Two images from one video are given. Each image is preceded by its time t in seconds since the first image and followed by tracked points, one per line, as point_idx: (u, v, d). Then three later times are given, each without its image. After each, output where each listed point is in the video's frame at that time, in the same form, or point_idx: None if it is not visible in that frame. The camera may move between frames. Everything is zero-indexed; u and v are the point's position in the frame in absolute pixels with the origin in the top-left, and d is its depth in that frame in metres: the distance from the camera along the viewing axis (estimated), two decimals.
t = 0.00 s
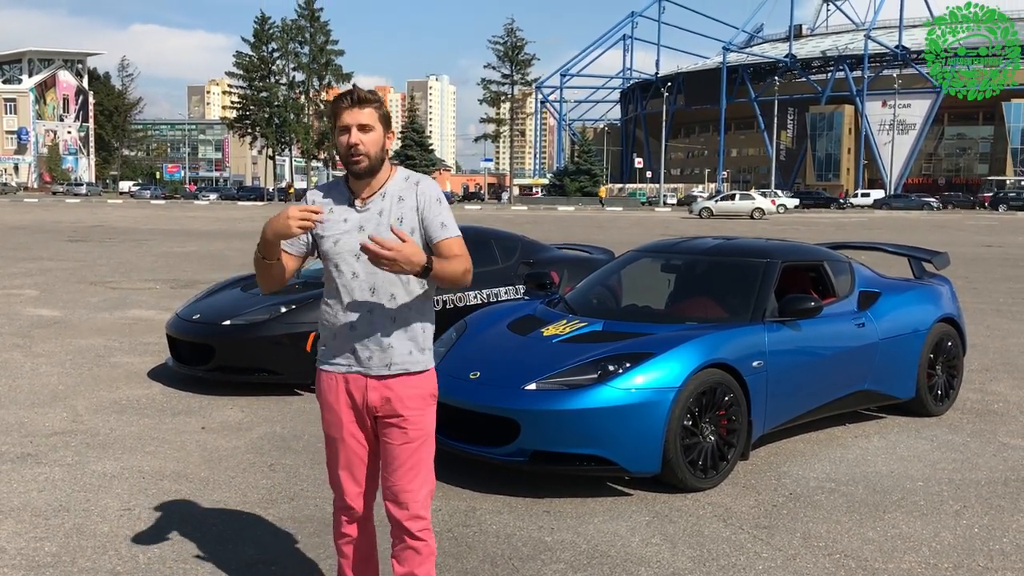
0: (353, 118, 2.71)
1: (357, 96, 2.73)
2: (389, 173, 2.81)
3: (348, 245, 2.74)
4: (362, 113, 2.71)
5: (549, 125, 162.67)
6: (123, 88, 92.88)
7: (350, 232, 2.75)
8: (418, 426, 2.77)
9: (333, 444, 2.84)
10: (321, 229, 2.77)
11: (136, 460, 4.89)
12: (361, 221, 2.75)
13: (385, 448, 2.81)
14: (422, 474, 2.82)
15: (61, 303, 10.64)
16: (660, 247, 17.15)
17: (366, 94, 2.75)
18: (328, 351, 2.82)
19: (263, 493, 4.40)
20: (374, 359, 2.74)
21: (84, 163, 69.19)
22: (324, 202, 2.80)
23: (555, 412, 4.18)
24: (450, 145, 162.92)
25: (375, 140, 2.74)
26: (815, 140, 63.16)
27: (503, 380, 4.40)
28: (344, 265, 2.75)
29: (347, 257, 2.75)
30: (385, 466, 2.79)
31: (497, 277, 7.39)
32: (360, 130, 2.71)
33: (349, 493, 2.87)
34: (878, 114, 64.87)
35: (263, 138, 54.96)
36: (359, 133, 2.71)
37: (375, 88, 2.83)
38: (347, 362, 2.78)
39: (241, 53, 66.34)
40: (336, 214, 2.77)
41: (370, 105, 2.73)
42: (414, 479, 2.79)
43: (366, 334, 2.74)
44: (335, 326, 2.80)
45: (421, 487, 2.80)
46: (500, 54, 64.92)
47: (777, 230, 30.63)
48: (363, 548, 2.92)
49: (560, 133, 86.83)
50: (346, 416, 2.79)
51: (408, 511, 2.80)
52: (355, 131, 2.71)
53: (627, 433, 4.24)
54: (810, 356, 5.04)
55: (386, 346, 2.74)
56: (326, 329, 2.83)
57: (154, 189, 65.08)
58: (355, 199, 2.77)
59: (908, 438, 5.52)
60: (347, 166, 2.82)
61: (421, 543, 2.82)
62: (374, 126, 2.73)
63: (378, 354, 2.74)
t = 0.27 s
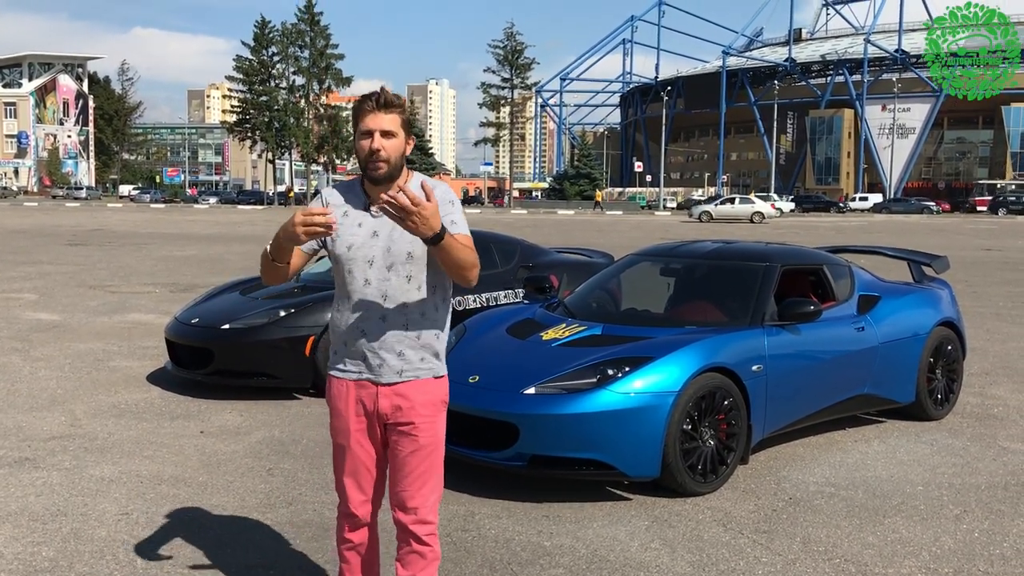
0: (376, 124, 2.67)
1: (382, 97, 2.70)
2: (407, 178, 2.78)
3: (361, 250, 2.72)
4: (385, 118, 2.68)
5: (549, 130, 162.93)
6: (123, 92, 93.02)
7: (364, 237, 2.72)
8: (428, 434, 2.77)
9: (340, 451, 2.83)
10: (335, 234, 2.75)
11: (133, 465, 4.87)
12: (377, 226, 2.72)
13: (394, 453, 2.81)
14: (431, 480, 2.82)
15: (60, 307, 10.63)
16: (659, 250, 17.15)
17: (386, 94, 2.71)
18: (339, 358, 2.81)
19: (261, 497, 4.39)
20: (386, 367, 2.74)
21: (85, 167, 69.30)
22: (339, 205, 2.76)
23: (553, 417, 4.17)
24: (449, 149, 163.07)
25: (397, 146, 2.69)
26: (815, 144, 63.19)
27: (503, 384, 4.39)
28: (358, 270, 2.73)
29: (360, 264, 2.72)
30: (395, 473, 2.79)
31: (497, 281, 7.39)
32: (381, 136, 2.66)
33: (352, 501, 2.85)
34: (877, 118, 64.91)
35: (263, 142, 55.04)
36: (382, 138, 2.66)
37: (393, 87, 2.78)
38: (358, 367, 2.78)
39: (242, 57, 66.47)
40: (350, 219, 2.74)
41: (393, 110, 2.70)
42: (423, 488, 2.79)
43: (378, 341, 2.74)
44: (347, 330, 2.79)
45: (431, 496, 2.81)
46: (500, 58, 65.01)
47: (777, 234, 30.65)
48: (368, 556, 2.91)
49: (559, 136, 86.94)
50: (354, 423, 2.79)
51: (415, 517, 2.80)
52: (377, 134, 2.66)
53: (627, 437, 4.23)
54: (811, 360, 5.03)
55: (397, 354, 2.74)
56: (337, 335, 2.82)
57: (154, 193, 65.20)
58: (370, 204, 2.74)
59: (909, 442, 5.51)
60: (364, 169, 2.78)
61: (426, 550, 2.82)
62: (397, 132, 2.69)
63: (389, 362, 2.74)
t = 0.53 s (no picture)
0: (396, 131, 2.68)
1: (400, 105, 2.71)
2: (421, 187, 2.78)
3: (371, 258, 2.71)
4: (404, 126, 2.69)
5: (549, 134, 163.03)
6: (123, 96, 93.07)
7: (377, 242, 2.71)
8: (435, 441, 2.76)
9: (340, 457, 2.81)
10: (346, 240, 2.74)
11: (130, 469, 4.86)
12: (390, 232, 2.72)
13: (396, 461, 2.81)
14: (434, 486, 2.81)
15: (58, 311, 10.62)
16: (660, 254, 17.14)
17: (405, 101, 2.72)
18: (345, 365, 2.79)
19: (258, 502, 4.38)
20: (395, 374, 2.73)
21: (84, 171, 69.31)
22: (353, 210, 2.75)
23: (550, 422, 4.16)
24: (449, 152, 163.10)
25: (414, 155, 2.71)
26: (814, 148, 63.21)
27: (501, 390, 4.38)
28: (367, 277, 2.72)
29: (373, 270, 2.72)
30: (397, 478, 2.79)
31: (495, 285, 7.39)
32: (400, 142, 2.68)
33: (351, 510, 2.83)
34: (877, 122, 64.95)
35: (263, 146, 55.03)
36: (400, 147, 2.68)
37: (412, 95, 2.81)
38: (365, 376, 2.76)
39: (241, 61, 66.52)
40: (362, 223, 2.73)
41: (412, 117, 2.71)
42: (425, 496, 2.78)
43: (387, 346, 2.72)
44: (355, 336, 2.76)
45: (433, 504, 2.80)
46: (500, 62, 65.03)
47: (777, 238, 30.64)
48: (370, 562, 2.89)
49: (559, 140, 86.96)
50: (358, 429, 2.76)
51: (418, 522, 2.80)
52: (395, 143, 2.68)
53: (624, 441, 4.22)
54: (809, 364, 5.03)
55: (406, 362, 2.72)
56: (345, 341, 2.80)
57: (154, 197, 65.24)
58: (384, 210, 2.74)
59: (906, 447, 5.50)
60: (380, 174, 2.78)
61: (425, 556, 2.82)
62: (415, 141, 2.71)
63: (397, 370, 2.73)
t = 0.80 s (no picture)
0: (408, 133, 2.67)
1: (414, 109, 2.70)
2: (433, 193, 2.76)
3: (379, 261, 2.67)
4: (418, 129, 2.68)
5: (548, 138, 163.10)
6: (122, 101, 93.10)
7: (383, 247, 2.67)
8: (436, 452, 2.74)
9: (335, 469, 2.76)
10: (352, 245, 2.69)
11: (123, 474, 4.83)
12: (398, 237, 2.68)
13: (396, 469, 2.78)
14: (434, 496, 2.78)
15: (55, 315, 10.59)
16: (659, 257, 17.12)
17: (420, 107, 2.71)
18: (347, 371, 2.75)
19: (251, 508, 4.34)
20: (398, 385, 2.71)
21: (83, 175, 69.30)
22: (361, 211, 2.70)
23: (546, 426, 4.13)
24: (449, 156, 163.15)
25: (428, 159, 2.69)
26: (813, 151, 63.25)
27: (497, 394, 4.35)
28: (372, 282, 2.68)
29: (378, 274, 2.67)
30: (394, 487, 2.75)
31: (492, 289, 7.38)
32: (412, 146, 2.66)
33: (344, 520, 2.78)
34: (875, 125, 64.99)
35: (262, 150, 55.05)
36: (413, 150, 2.67)
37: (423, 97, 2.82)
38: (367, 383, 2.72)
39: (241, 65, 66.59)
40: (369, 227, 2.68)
41: (427, 121, 2.70)
42: (424, 507, 2.75)
43: (392, 353, 2.69)
44: (359, 342, 2.73)
45: (431, 514, 2.78)
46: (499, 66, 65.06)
47: (776, 241, 30.63)
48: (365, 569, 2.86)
49: (558, 144, 87.00)
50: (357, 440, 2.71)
51: (416, 532, 2.76)
52: (408, 147, 2.67)
53: (621, 446, 4.19)
54: (807, 370, 5.01)
55: (410, 371, 2.71)
56: (348, 348, 2.75)
57: (153, 201, 65.27)
58: (392, 214, 2.69)
59: (904, 451, 5.47)
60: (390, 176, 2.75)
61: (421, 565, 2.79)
62: (430, 144, 2.69)
63: (402, 378, 2.71)
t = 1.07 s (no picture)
0: (401, 139, 2.62)
1: (409, 111, 2.65)
2: (432, 197, 2.72)
3: (378, 266, 2.62)
4: (414, 134, 2.64)
5: (548, 141, 163.17)
6: (122, 104, 93.11)
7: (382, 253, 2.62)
8: (433, 461, 2.71)
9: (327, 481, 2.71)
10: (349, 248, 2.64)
11: (111, 481, 4.78)
12: (398, 241, 2.64)
13: (390, 478, 2.74)
14: (429, 509, 2.74)
15: (49, 319, 10.53)
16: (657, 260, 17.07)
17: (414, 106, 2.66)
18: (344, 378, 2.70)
19: (241, 515, 4.30)
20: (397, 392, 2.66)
21: (82, 178, 69.31)
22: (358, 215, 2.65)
23: (539, 432, 4.09)
24: (448, 159, 163.15)
25: (424, 163, 2.65)
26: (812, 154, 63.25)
27: (490, 399, 4.30)
28: (370, 286, 2.62)
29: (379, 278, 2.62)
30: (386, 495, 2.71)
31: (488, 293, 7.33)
32: (408, 151, 2.62)
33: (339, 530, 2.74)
34: (874, 128, 64.96)
35: (260, 153, 55.03)
36: (408, 158, 2.62)
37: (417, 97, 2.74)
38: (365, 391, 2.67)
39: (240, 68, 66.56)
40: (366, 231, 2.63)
41: (419, 125, 2.65)
42: (419, 516, 2.71)
43: (390, 361, 2.66)
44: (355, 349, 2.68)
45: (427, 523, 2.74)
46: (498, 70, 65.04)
47: (774, 245, 30.59)
48: None
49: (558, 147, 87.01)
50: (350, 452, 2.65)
51: (410, 544, 2.73)
52: (404, 153, 2.62)
53: (616, 452, 4.14)
54: (804, 375, 4.96)
55: (409, 376, 2.66)
56: (345, 354, 2.70)
57: (152, 204, 65.28)
58: (391, 216, 2.65)
59: (902, 456, 5.43)
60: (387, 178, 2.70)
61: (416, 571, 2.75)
62: (424, 146, 2.64)
63: (400, 386, 2.66)
